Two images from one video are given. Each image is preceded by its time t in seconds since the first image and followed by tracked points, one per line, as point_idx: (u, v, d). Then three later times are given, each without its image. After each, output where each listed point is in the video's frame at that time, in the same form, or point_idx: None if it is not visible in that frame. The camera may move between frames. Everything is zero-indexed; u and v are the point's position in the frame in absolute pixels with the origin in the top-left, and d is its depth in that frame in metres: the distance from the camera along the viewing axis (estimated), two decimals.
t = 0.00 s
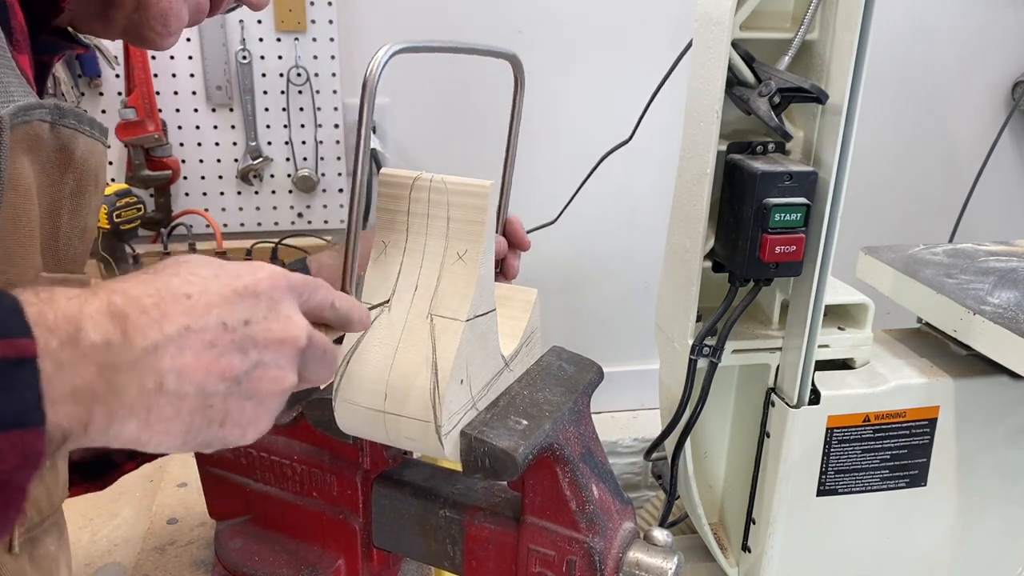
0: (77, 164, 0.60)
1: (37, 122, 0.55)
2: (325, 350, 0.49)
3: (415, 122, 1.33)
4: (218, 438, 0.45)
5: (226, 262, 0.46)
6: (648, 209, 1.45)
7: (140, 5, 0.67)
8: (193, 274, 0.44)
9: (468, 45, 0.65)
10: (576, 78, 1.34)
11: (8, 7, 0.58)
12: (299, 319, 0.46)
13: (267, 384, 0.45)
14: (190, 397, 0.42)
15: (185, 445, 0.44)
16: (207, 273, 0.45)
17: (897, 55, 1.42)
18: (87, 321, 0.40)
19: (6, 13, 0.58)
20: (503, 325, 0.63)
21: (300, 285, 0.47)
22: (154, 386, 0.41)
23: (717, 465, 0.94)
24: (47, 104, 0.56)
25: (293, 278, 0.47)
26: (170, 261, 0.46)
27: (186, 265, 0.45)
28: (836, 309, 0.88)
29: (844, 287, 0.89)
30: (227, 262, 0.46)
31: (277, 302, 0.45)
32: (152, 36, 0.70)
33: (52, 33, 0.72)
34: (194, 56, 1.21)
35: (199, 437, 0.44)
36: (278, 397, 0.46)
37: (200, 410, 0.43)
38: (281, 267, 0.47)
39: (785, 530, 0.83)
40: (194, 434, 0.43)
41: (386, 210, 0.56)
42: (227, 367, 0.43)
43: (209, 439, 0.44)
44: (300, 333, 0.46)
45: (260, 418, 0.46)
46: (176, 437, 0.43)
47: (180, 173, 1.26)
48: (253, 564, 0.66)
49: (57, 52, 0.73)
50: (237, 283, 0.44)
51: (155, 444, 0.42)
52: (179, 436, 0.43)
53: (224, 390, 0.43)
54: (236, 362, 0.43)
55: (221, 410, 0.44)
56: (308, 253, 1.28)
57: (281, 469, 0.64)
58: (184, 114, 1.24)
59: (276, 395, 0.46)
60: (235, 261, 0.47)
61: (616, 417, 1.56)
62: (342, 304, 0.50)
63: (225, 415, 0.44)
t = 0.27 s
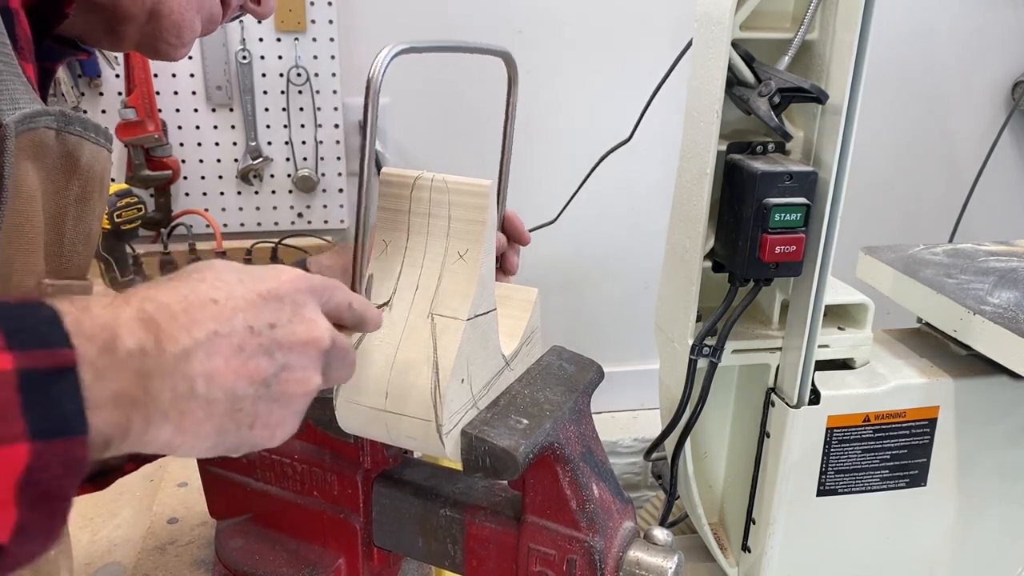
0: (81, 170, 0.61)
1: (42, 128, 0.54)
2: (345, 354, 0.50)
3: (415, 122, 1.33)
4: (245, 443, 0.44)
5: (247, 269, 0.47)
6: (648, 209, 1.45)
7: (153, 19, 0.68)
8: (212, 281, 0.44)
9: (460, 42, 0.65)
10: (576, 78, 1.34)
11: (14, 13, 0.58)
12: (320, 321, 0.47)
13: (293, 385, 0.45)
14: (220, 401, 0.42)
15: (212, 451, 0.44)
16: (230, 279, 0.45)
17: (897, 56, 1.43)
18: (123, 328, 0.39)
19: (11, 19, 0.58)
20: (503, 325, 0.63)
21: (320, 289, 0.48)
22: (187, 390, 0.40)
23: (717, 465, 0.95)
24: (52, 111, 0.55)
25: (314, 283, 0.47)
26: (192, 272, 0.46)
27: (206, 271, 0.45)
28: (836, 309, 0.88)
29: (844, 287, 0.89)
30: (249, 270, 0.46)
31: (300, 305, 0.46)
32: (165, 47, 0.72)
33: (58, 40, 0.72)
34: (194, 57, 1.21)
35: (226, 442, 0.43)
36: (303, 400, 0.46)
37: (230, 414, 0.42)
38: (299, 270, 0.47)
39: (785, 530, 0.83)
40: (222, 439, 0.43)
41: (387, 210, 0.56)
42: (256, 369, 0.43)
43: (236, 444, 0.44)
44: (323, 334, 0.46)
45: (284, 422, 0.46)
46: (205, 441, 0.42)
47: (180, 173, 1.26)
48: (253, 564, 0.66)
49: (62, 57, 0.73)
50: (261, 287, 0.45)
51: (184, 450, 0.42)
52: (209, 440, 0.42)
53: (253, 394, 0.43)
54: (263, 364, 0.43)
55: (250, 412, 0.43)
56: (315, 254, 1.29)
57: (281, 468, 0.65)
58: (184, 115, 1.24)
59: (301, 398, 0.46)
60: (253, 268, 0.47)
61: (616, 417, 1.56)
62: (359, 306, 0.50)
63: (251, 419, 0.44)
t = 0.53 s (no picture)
0: (81, 171, 0.60)
1: (42, 129, 0.54)
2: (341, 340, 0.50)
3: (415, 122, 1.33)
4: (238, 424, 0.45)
5: (248, 251, 0.47)
6: (648, 209, 1.45)
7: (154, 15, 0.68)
8: (213, 262, 0.45)
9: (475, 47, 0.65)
10: (576, 78, 1.34)
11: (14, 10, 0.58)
12: (316, 306, 0.47)
13: (287, 370, 0.45)
14: (217, 381, 0.42)
15: (204, 431, 0.44)
16: (228, 261, 0.45)
17: (897, 56, 1.43)
18: (114, 308, 0.40)
19: (11, 17, 0.58)
20: (503, 325, 0.63)
21: (318, 274, 0.48)
22: (179, 370, 0.41)
23: (717, 465, 0.95)
24: (52, 111, 0.55)
25: (313, 270, 0.47)
26: (194, 251, 0.46)
27: (207, 254, 0.46)
28: (836, 309, 0.88)
29: (844, 287, 0.89)
30: (246, 253, 0.46)
31: (296, 290, 0.46)
32: (165, 44, 0.71)
33: (58, 39, 0.71)
34: (194, 57, 1.21)
35: (218, 423, 0.44)
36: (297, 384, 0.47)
37: (224, 394, 0.43)
38: (298, 256, 0.47)
39: (785, 530, 0.83)
40: (215, 419, 0.44)
41: (387, 210, 0.56)
42: (251, 351, 0.43)
43: (229, 425, 0.45)
44: (317, 320, 0.46)
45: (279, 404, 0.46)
46: (198, 421, 0.43)
47: (180, 173, 1.26)
48: (253, 563, 0.66)
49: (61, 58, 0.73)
50: (258, 270, 0.45)
51: (174, 427, 0.43)
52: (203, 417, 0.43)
53: (247, 375, 0.43)
54: (258, 347, 0.43)
55: (242, 394, 0.44)
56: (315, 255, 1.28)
57: (281, 468, 0.65)
58: (184, 115, 1.24)
59: (294, 382, 0.46)
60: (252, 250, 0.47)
61: (616, 417, 1.56)
62: (354, 295, 0.50)
63: (245, 400, 0.44)
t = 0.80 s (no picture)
0: (75, 169, 0.60)
1: (34, 128, 0.54)
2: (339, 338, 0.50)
3: (415, 122, 1.33)
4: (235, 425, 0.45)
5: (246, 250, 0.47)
6: (648, 209, 1.45)
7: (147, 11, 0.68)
8: (209, 262, 0.45)
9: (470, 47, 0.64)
10: (577, 78, 1.34)
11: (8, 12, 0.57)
12: (314, 307, 0.47)
13: (285, 370, 0.46)
14: (211, 382, 0.43)
15: (199, 432, 0.45)
16: (222, 261, 0.45)
17: (897, 56, 1.43)
18: (106, 308, 0.41)
19: (6, 17, 0.57)
20: (503, 325, 0.63)
21: (315, 274, 0.48)
22: (174, 371, 0.41)
23: (717, 465, 0.95)
24: (45, 110, 0.55)
25: (309, 270, 0.47)
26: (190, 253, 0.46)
27: (202, 253, 0.46)
28: (836, 309, 0.88)
29: (844, 287, 0.89)
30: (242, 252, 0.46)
31: (292, 290, 0.46)
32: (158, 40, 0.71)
33: (52, 35, 0.71)
34: (194, 57, 1.21)
35: (214, 424, 0.44)
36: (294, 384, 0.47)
37: (220, 395, 0.43)
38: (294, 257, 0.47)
39: (785, 530, 0.83)
40: (211, 420, 0.44)
41: (387, 210, 0.56)
42: (246, 352, 0.43)
43: (225, 426, 0.45)
44: (314, 321, 0.46)
45: (277, 404, 0.47)
46: (194, 421, 0.43)
47: (181, 173, 1.26)
48: (254, 563, 0.66)
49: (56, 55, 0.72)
50: (254, 271, 0.44)
51: (169, 428, 0.43)
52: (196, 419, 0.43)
53: (243, 376, 0.44)
54: (254, 348, 0.44)
55: (239, 395, 0.44)
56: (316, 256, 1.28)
57: (281, 468, 0.64)
58: (184, 114, 1.24)
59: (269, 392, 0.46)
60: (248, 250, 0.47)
61: (616, 417, 1.56)
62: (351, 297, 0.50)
63: (240, 400, 0.44)
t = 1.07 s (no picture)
0: (69, 171, 0.60)
1: (26, 129, 0.54)
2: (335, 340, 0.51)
3: (415, 122, 1.33)
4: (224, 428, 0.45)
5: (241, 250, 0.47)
6: (648, 209, 1.45)
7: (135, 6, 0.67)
8: (201, 263, 0.45)
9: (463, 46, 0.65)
10: (577, 78, 1.34)
11: None
12: (308, 308, 0.47)
13: (277, 372, 0.46)
14: (198, 384, 0.43)
15: (189, 433, 0.45)
16: (214, 262, 0.46)
17: (897, 56, 1.43)
18: (93, 307, 0.41)
19: None
20: (503, 324, 0.63)
21: (310, 275, 0.48)
22: (163, 371, 0.42)
23: (717, 465, 0.95)
24: (37, 110, 0.55)
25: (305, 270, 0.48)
26: (185, 253, 0.46)
27: (197, 252, 0.46)
28: (836, 309, 0.88)
29: (844, 287, 0.89)
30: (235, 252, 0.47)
31: (285, 290, 0.46)
32: (148, 35, 0.70)
33: (46, 35, 0.71)
34: (194, 57, 1.21)
35: (204, 425, 0.45)
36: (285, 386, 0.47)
37: (209, 397, 0.44)
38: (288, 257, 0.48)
39: (785, 530, 0.83)
40: (201, 422, 0.44)
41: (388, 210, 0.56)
42: (236, 353, 0.44)
43: (215, 428, 0.45)
44: (307, 322, 0.46)
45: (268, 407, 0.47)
46: (183, 422, 0.43)
47: (180, 173, 1.26)
48: (254, 563, 0.66)
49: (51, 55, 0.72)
50: (246, 272, 0.45)
51: (157, 430, 0.43)
52: (185, 422, 0.44)
53: (232, 377, 0.44)
54: (245, 349, 0.44)
55: (227, 397, 0.44)
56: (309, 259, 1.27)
57: (282, 468, 0.64)
58: (184, 115, 1.24)
59: (280, 384, 0.47)
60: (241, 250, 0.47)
61: (616, 417, 1.56)
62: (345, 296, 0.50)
63: (230, 402, 0.45)
